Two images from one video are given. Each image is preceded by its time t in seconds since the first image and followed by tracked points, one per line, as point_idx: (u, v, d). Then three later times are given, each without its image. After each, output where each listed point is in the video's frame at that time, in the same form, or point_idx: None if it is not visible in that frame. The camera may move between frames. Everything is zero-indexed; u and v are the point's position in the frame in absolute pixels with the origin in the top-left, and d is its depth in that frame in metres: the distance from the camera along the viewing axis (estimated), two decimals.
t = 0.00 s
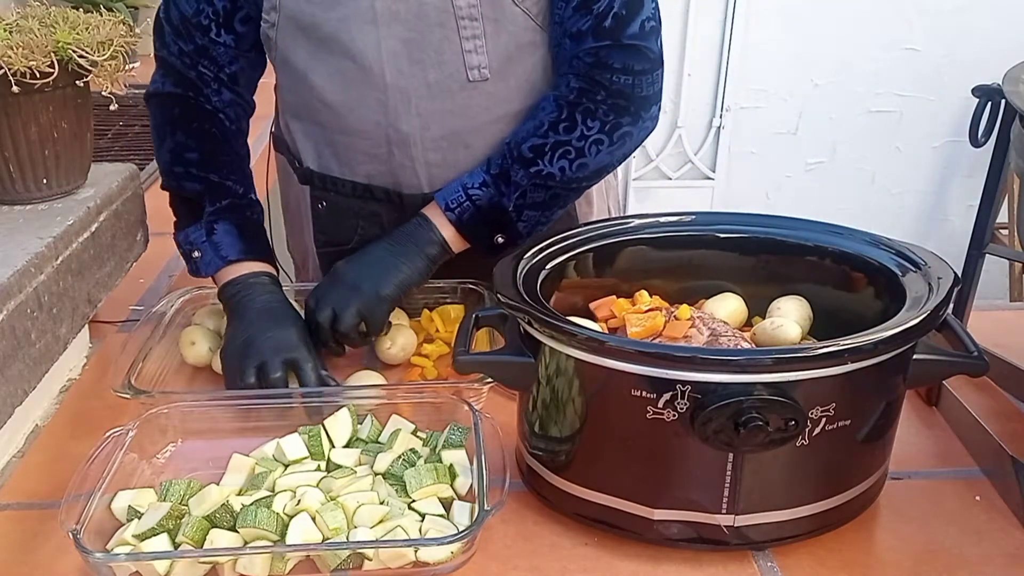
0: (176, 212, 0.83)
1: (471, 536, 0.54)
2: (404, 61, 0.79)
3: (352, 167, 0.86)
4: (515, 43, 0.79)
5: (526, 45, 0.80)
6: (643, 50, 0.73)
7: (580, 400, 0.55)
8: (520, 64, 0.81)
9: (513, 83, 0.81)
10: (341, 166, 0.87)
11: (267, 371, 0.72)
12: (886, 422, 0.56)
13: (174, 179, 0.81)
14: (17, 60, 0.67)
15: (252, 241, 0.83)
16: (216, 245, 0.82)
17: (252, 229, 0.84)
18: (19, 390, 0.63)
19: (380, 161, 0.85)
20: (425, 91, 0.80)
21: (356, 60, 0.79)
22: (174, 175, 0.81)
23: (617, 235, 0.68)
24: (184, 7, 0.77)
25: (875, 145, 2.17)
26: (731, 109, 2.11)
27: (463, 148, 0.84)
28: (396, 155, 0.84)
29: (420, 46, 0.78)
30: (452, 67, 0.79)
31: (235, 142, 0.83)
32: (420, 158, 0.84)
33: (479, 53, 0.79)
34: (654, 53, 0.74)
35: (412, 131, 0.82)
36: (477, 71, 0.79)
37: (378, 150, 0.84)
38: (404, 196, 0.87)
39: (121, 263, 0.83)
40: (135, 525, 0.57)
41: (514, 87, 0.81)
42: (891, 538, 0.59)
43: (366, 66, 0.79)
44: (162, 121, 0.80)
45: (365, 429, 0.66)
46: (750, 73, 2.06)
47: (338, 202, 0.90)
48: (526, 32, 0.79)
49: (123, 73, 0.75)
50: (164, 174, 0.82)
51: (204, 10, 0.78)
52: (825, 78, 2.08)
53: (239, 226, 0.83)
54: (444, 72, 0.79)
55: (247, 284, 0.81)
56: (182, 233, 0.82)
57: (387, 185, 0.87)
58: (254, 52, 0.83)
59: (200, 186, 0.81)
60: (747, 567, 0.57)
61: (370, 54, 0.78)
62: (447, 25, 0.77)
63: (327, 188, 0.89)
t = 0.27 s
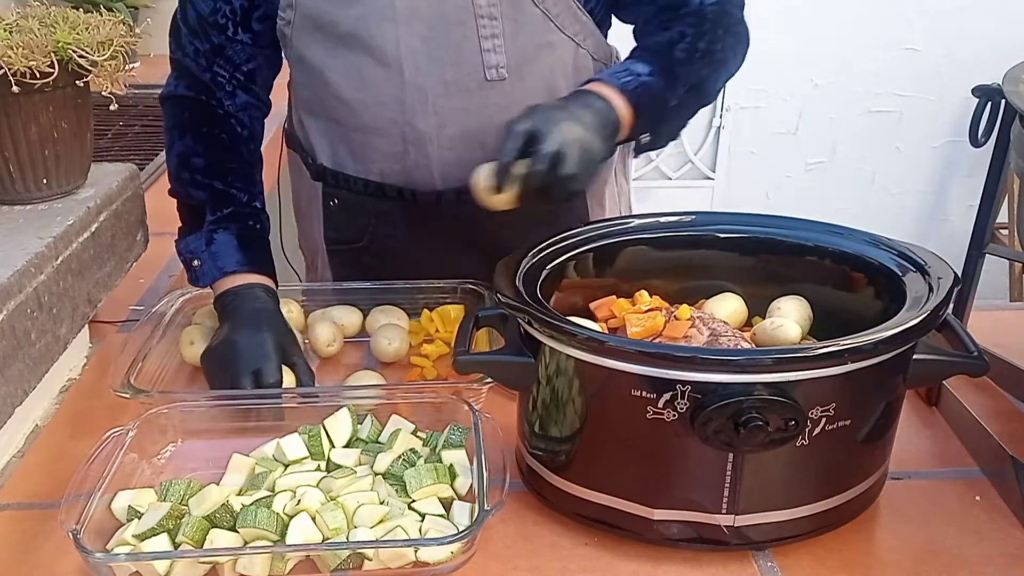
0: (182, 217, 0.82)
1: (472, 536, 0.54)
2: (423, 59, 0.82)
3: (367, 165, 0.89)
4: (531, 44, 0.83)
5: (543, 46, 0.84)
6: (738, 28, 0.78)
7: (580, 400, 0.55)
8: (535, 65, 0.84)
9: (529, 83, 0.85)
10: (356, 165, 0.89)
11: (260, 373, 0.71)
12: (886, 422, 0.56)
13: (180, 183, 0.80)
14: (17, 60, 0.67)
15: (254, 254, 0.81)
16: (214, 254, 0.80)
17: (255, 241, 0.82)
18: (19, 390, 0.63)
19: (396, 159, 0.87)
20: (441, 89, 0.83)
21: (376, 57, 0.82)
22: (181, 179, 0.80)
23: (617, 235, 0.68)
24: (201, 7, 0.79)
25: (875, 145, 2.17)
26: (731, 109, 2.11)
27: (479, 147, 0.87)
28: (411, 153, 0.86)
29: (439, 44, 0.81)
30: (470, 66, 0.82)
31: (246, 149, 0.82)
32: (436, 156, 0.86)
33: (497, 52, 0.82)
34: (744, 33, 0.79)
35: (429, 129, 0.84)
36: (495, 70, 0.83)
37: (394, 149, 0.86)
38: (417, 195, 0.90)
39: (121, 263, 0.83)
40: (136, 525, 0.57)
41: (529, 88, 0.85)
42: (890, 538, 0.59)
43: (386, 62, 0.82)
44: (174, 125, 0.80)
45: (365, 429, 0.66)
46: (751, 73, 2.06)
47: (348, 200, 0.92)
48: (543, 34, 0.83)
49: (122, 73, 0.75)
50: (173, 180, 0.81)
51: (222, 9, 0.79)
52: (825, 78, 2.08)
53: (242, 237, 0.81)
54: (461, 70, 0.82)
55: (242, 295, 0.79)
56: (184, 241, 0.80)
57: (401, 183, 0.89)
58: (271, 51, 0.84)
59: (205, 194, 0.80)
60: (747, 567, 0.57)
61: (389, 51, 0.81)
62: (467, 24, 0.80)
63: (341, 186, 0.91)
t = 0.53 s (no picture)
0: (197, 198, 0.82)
1: (472, 536, 0.54)
2: (491, 52, 0.84)
3: (428, 162, 0.89)
4: (594, 34, 0.88)
5: (601, 37, 0.88)
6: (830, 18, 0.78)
7: (580, 400, 0.55)
8: (596, 56, 0.89)
9: (591, 74, 0.89)
10: (414, 162, 0.89)
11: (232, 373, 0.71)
12: (886, 421, 0.56)
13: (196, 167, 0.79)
14: (17, 60, 0.67)
15: (269, 237, 0.82)
16: (230, 238, 0.80)
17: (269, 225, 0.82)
18: (19, 390, 0.63)
19: (461, 154, 0.88)
20: (512, 81, 0.86)
21: (443, 49, 0.84)
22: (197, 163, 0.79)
23: (617, 235, 0.68)
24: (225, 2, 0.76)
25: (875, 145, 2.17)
26: (731, 109, 2.11)
27: (545, 139, 0.89)
28: (478, 148, 0.88)
29: (508, 36, 0.84)
30: (539, 57, 0.86)
31: (263, 138, 0.81)
32: (503, 149, 0.88)
33: (564, 43, 0.86)
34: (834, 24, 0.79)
35: (498, 122, 0.87)
36: (562, 61, 0.87)
37: (460, 143, 0.88)
38: (483, 188, 0.90)
39: (121, 263, 0.83)
40: (136, 525, 0.57)
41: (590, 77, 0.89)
42: (890, 538, 0.59)
43: (456, 55, 0.84)
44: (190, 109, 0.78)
45: (365, 429, 0.66)
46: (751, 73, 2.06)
47: (406, 198, 0.91)
48: (602, 26, 0.88)
49: (122, 73, 0.75)
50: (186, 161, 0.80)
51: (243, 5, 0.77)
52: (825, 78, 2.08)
53: (256, 221, 0.81)
54: (531, 62, 0.85)
55: (254, 280, 0.80)
56: (198, 221, 0.81)
57: (466, 178, 0.90)
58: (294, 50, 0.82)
59: (223, 178, 0.79)
60: (747, 567, 0.57)
61: (459, 44, 0.83)
62: (537, 16, 0.84)
63: (398, 184, 0.90)
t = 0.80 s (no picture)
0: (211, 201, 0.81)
1: (472, 536, 0.54)
2: (536, 49, 0.85)
3: (466, 156, 0.90)
4: (635, 36, 0.88)
5: (643, 40, 0.89)
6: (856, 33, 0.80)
7: (580, 400, 0.55)
8: (636, 57, 0.89)
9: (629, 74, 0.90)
10: (448, 157, 0.90)
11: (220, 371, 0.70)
12: (886, 421, 0.56)
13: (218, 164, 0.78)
14: (17, 60, 0.67)
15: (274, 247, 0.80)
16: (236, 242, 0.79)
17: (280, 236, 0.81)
18: (19, 390, 0.63)
19: (498, 149, 0.89)
20: (554, 79, 0.86)
21: (488, 45, 0.84)
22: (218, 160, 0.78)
23: (618, 235, 0.68)
24: None
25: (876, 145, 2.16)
26: (731, 109, 2.11)
27: (582, 136, 0.90)
28: (516, 144, 0.88)
29: (553, 35, 0.85)
30: (581, 56, 0.86)
31: (286, 142, 0.80)
32: (540, 146, 0.89)
33: (606, 43, 0.86)
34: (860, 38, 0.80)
35: (537, 118, 0.87)
36: (603, 60, 0.87)
37: (498, 138, 0.88)
38: (521, 184, 0.91)
39: (121, 263, 0.83)
40: (135, 525, 0.57)
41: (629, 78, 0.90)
42: (890, 538, 0.59)
43: (500, 52, 0.84)
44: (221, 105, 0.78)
45: (365, 429, 0.66)
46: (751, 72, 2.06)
47: (443, 193, 0.92)
48: (644, 28, 0.89)
49: (122, 73, 0.75)
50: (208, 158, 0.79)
51: None
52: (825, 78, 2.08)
53: (265, 227, 0.79)
54: (574, 60, 0.86)
55: (253, 290, 0.78)
56: (207, 224, 0.79)
57: (502, 173, 0.91)
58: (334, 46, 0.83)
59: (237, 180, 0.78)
60: (747, 567, 0.57)
61: (504, 40, 0.84)
62: (582, 15, 0.85)
63: (436, 179, 0.91)
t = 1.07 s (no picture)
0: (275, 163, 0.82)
1: (472, 536, 0.54)
2: (563, 45, 0.84)
3: (491, 153, 0.89)
4: (663, 35, 0.87)
5: (670, 39, 0.88)
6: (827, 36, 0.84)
7: (580, 400, 0.55)
8: (661, 56, 0.88)
9: (655, 73, 0.88)
10: (472, 154, 0.89)
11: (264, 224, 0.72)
12: (886, 421, 0.56)
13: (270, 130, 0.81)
14: (17, 60, 0.67)
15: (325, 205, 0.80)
16: (296, 161, 0.78)
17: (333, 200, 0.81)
18: (19, 390, 0.63)
19: (523, 146, 0.88)
20: (580, 76, 0.85)
21: (515, 42, 0.83)
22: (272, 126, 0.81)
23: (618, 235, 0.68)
24: None
25: (877, 146, 2.16)
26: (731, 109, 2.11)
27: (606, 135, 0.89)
28: (541, 141, 0.87)
29: (581, 31, 0.83)
30: (608, 54, 0.85)
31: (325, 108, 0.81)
32: (565, 144, 0.88)
33: (633, 41, 0.85)
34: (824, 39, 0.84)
35: (563, 116, 0.86)
36: (629, 58, 0.86)
37: (524, 135, 0.87)
38: (545, 181, 0.90)
39: (121, 263, 0.83)
40: (135, 525, 0.57)
41: (654, 77, 0.88)
42: (890, 538, 0.59)
43: (526, 48, 0.83)
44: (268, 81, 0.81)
45: (365, 429, 0.66)
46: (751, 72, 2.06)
47: (465, 191, 0.91)
48: (671, 27, 0.88)
49: (122, 73, 0.75)
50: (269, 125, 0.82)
51: None
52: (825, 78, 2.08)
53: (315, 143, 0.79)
54: (600, 58, 0.85)
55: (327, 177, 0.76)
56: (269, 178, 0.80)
57: (526, 170, 0.89)
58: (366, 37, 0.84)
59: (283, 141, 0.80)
60: (747, 568, 0.57)
61: (531, 37, 0.83)
62: (610, 13, 0.83)
63: (460, 176, 0.90)
